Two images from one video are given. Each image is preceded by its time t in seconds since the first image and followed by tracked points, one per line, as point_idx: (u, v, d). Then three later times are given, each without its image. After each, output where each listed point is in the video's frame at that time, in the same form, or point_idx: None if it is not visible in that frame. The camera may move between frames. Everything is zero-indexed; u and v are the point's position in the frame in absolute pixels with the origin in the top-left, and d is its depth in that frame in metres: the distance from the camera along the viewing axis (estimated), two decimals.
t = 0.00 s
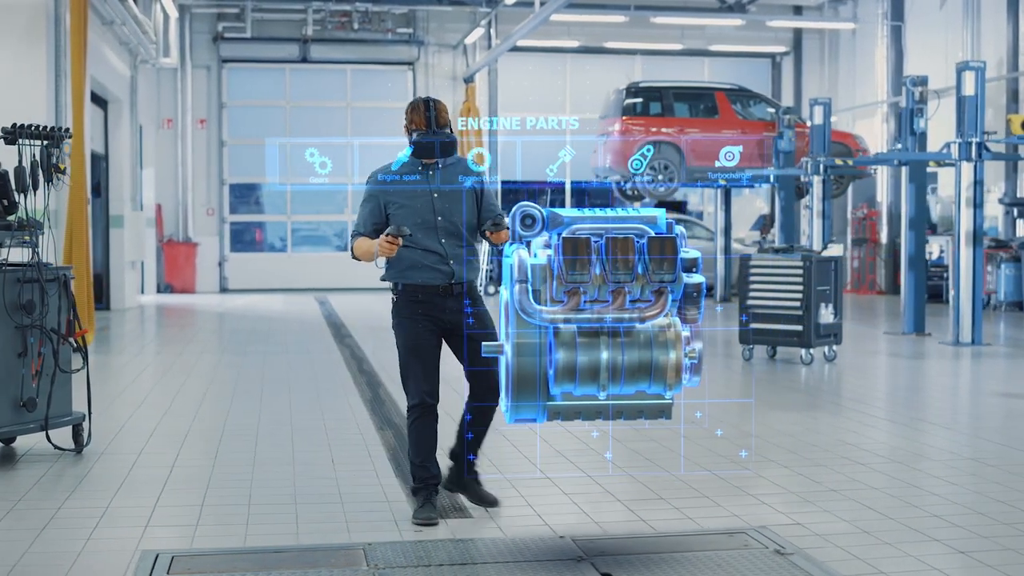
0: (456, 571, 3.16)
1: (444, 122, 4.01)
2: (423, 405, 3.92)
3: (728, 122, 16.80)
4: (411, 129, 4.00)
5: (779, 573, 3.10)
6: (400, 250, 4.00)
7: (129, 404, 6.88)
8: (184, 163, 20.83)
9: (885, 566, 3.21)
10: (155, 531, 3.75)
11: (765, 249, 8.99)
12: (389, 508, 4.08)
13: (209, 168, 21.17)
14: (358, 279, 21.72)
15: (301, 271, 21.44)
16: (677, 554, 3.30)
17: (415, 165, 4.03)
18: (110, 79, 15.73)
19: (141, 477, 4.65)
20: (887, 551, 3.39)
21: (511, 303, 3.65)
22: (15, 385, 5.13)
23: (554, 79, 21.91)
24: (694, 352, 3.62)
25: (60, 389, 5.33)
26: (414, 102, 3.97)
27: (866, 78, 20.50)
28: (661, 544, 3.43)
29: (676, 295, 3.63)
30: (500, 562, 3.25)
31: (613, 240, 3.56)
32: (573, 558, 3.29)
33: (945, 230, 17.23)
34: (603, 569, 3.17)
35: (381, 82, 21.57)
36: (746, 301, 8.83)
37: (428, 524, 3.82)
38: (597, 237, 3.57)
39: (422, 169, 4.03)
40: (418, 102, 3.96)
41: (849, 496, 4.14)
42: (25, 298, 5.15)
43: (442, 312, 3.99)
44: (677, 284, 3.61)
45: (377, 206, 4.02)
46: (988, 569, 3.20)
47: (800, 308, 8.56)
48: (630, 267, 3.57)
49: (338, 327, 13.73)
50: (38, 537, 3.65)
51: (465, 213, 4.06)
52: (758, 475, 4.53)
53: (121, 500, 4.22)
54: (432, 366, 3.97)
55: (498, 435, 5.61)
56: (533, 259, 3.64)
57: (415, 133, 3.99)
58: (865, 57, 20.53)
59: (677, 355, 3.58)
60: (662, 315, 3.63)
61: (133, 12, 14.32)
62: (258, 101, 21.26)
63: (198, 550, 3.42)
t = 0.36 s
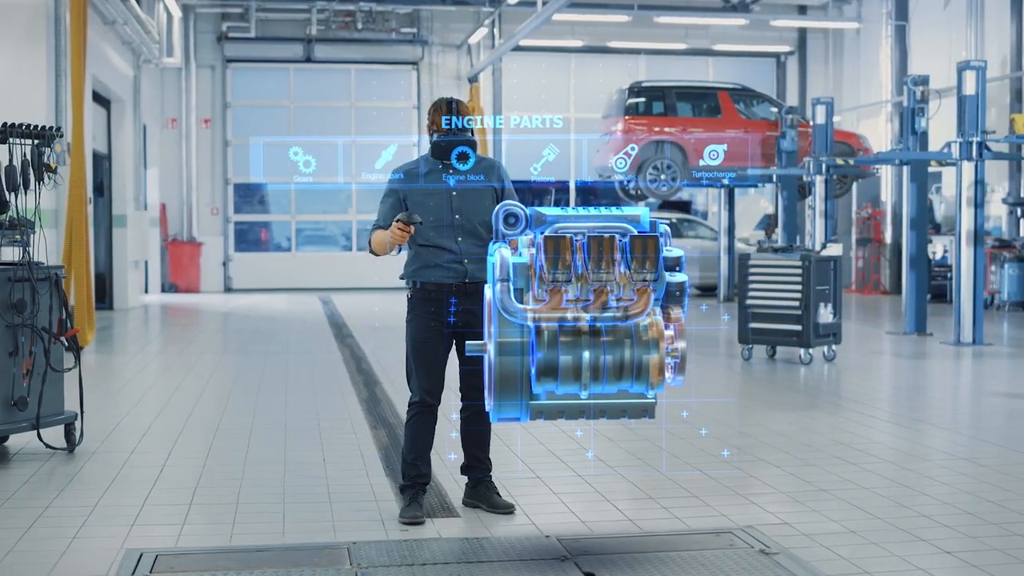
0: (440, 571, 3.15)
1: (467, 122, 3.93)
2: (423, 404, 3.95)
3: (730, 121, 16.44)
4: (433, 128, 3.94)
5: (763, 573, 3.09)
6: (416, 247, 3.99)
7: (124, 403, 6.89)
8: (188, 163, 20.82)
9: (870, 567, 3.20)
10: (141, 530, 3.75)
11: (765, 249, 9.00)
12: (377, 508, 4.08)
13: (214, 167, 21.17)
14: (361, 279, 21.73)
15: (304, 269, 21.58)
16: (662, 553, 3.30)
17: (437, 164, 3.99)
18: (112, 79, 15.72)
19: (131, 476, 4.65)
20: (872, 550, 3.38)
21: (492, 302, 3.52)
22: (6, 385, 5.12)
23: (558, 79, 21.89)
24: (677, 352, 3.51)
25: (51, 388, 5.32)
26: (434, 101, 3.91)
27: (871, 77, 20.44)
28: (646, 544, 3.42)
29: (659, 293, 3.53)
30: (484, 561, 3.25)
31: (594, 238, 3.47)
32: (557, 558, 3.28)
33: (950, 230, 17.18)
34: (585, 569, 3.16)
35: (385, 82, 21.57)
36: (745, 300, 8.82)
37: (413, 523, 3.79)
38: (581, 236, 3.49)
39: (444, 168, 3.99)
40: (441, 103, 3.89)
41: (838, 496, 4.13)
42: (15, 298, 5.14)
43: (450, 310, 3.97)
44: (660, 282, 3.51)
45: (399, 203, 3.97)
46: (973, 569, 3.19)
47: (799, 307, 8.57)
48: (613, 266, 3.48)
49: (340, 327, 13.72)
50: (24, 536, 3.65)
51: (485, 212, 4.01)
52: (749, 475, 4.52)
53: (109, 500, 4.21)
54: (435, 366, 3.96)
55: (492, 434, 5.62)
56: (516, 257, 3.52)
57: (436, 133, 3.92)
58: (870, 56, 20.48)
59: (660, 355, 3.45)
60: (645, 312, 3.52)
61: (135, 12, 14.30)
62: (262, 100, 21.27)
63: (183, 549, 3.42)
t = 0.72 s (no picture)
0: (425, 568, 3.14)
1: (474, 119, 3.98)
2: (417, 401, 3.92)
3: (735, 121, 16.43)
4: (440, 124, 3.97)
5: (748, 570, 3.09)
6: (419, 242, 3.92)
7: (122, 402, 6.90)
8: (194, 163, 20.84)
9: (857, 565, 3.20)
10: (131, 526, 3.75)
11: (766, 247, 8.99)
12: (367, 505, 4.09)
13: (220, 167, 21.18)
14: (367, 279, 21.76)
15: (310, 269, 21.68)
16: (650, 551, 3.29)
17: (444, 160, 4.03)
18: (118, 79, 15.74)
19: (125, 473, 4.66)
20: (861, 549, 3.37)
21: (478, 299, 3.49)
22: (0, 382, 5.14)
23: (563, 79, 21.88)
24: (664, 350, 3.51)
25: (46, 385, 5.34)
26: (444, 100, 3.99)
27: (877, 76, 20.38)
28: (635, 541, 3.42)
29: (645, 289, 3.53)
30: (471, 558, 3.25)
31: (575, 237, 3.51)
32: (544, 555, 3.28)
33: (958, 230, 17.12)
34: (571, 566, 3.16)
35: (392, 81, 21.57)
36: (746, 299, 8.82)
37: (403, 520, 3.78)
38: (566, 233, 3.49)
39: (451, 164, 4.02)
40: (450, 101, 3.95)
41: (830, 494, 4.13)
42: (10, 295, 5.16)
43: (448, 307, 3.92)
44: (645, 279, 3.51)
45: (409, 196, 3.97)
46: (960, 567, 3.18)
47: (800, 306, 8.57)
48: (598, 263, 3.50)
49: (343, 326, 13.72)
50: (14, 532, 3.66)
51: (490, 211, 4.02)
52: (742, 473, 4.52)
53: (103, 496, 4.22)
54: (430, 365, 3.93)
55: (489, 433, 5.62)
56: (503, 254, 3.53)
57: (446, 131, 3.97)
58: (876, 56, 20.42)
59: (647, 353, 3.44)
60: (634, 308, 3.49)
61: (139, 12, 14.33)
62: (268, 100, 21.28)
63: (171, 546, 3.42)
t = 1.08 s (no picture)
0: (415, 565, 3.15)
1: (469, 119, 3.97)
2: (409, 399, 3.92)
3: (741, 121, 16.41)
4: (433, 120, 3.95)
5: (739, 568, 3.09)
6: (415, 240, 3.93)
7: (123, 400, 6.93)
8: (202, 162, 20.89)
9: (848, 562, 3.20)
10: (125, 522, 3.77)
11: (770, 246, 8.99)
12: (361, 502, 4.10)
13: (227, 168, 21.22)
14: (374, 279, 21.79)
15: (317, 268, 21.64)
16: (641, 548, 3.30)
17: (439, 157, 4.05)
18: (125, 79, 15.77)
19: (123, 470, 4.68)
20: (852, 546, 3.38)
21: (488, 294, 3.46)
22: None
23: (570, 78, 21.90)
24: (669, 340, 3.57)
25: (45, 382, 5.37)
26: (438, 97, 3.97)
27: (885, 76, 20.35)
28: (627, 538, 3.43)
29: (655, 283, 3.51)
30: (462, 554, 3.26)
31: (590, 234, 3.39)
32: (535, 552, 3.29)
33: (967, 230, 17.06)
34: (561, 563, 3.17)
35: (400, 81, 21.57)
36: (749, 299, 8.82)
37: (396, 518, 3.81)
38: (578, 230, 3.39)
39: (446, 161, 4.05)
40: (444, 97, 3.92)
41: (824, 492, 4.13)
42: (9, 293, 5.20)
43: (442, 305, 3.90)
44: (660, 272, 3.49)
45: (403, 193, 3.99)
46: (950, 565, 3.19)
47: (803, 306, 8.57)
48: (612, 259, 3.40)
49: (348, 326, 13.75)
50: (9, 528, 3.68)
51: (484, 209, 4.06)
52: (738, 471, 4.52)
53: (99, 492, 4.24)
54: (421, 364, 3.92)
55: (489, 431, 5.65)
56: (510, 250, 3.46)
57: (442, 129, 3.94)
58: (884, 55, 20.38)
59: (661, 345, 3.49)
60: (641, 305, 3.53)
61: (145, 12, 14.35)
62: (275, 100, 21.32)
63: (165, 543, 3.43)
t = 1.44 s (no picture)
0: (407, 563, 3.17)
1: (445, 115, 3.97)
2: (398, 397, 3.93)
3: (747, 121, 16.20)
4: (410, 119, 3.97)
5: (731, 568, 3.10)
6: (397, 240, 3.95)
7: (126, 398, 6.96)
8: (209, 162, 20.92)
9: (839, 560, 3.21)
10: (121, 519, 3.78)
11: (773, 245, 8.99)
12: (357, 500, 4.12)
13: (235, 167, 21.26)
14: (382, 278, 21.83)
15: (325, 268, 21.66)
16: (634, 547, 3.31)
17: (418, 155, 3.99)
18: (132, 80, 15.80)
19: (121, 468, 4.69)
20: (845, 545, 3.38)
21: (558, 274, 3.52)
22: None
23: (578, 78, 21.89)
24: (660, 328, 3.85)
25: (45, 380, 5.40)
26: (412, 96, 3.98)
27: (893, 75, 20.31)
28: (621, 536, 3.44)
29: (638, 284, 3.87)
30: (455, 552, 3.27)
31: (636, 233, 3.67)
32: (527, 549, 3.30)
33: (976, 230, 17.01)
34: (554, 561, 3.18)
35: (408, 80, 21.57)
36: (752, 299, 8.82)
37: (390, 515, 3.83)
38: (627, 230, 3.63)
39: (425, 159, 3.99)
40: (418, 96, 3.94)
41: (820, 491, 4.14)
42: (9, 291, 5.23)
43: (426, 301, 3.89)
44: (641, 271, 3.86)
45: (379, 193, 3.95)
46: (942, 565, 3.19)
47: (806, 306, 8.57)
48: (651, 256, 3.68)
49: (353, 326, 13.77)
50: (4, 525, 3.69)
51: (464, 207, 3.97)
52: (735, 469, 4.53)
53: (96, 489, 4.25)
54: (406, 361, 3.93)
55: (488, 429, 5.66)
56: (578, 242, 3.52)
57: (415, 127, 3.94)
58: (892, 54, 20.33)
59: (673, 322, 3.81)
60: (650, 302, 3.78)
61: (151, 12, 14.38)
62: (282, 100, 21.34)
63: (160, 540, 3.44)
